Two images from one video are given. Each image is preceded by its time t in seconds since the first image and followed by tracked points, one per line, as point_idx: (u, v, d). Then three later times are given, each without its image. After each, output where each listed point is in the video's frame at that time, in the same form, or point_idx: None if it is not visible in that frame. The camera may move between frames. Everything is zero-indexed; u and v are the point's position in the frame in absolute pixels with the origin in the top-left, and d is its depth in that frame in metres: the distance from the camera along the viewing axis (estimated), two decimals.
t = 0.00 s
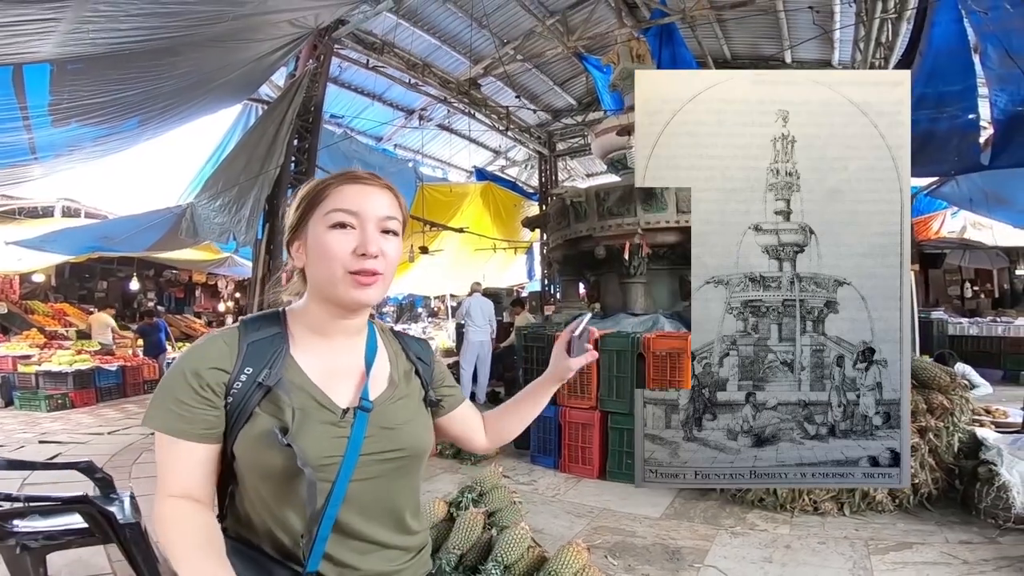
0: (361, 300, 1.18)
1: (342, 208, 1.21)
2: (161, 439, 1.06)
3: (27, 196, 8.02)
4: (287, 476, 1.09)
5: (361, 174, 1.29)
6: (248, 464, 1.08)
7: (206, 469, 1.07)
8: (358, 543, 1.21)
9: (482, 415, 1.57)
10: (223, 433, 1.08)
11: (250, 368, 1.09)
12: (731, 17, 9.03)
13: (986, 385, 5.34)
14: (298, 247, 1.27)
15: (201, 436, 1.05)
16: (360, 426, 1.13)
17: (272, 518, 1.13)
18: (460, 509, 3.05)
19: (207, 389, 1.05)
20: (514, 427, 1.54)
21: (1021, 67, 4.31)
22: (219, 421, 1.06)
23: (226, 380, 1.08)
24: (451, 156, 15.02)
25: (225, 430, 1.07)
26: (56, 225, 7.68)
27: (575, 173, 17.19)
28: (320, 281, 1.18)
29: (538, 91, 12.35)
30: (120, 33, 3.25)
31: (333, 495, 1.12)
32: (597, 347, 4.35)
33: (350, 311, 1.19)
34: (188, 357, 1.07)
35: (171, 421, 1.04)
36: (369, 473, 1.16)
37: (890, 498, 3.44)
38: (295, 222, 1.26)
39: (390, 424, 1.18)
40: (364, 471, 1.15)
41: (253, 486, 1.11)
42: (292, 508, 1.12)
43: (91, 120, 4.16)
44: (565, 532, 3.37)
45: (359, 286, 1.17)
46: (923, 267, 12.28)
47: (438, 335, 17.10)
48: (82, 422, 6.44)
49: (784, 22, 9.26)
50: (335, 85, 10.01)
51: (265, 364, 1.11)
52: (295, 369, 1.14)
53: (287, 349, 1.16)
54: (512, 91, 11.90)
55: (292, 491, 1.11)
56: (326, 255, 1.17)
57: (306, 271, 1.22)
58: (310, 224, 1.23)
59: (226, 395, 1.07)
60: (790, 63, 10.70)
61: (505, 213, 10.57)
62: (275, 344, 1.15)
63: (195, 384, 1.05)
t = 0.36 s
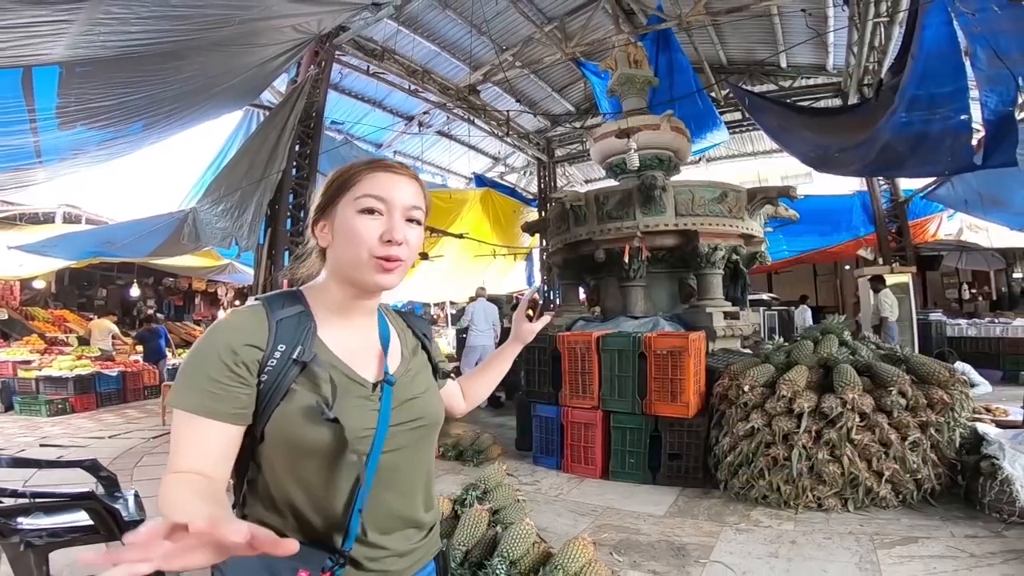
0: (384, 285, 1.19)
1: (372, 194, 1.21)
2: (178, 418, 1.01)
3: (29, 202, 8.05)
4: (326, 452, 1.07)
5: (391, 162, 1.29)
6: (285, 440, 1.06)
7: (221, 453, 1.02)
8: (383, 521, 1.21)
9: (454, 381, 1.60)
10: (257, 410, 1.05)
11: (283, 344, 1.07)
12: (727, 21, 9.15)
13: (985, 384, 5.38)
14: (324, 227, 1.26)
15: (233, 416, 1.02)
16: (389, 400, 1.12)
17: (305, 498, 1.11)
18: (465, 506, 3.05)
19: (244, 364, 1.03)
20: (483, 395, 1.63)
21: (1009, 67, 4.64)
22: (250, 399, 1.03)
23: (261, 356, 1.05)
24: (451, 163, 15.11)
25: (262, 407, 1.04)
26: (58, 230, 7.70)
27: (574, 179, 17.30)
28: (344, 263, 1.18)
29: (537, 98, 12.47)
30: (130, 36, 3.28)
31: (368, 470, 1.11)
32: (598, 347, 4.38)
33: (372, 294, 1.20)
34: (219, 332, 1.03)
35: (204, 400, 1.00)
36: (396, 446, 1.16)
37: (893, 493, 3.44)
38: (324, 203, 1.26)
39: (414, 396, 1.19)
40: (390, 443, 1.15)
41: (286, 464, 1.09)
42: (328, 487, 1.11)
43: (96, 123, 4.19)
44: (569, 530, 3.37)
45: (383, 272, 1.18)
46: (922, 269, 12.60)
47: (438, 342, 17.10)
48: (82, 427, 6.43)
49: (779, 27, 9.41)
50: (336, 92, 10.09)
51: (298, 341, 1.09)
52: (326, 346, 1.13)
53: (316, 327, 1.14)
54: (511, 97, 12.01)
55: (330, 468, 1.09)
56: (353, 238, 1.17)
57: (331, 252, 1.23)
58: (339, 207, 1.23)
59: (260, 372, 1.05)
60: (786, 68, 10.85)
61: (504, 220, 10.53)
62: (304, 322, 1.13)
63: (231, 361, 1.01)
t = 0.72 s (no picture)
0: (402, 261, 1.21)
1: (390, 173, 1.23)
2: (211, 390, 1.00)
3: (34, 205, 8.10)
4: (359, 420, 1.08)
5: (405, 144, 1.31)
6: (319, 411, 1.06)
7: (255, 422, 1.00)
8: (405, 496, 1.22)
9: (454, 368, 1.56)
10: (291, 382, 1.06)
11: (315, 317, 1.09)
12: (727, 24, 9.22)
13: (989, 381, 5.39)
14: (342, 207, 1.28)
15: (270, 386, 1.01)
16: (411, 372, 1.16)
17: (336, 471, 1.11)
18: (472, 501, 3.06)
19: (278, 334, 1.04)
20: (486, 375, 1.61)
21: (1004, 66, 4.69)
22: (285, 370, 1.03)
23: (294, 327, 1.07)
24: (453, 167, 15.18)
25: (295, 378, 1.05)
26: (62, 233, 7.74)
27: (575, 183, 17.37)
28: (364, 240, 1.20)
29: (538, 102, 12.56)
30: (141, 38, 3.32)
31: (395, 439, 1.13)
32: (602, 345, 4.40)
33: (390, 270, 1.22)
34: (253, 304, 1.04)
35: (242, 370, 0.99)
36: (417, 418, 1.19)
37: (899, 488, 3.44)
38: (341, 183, 1.28)
39: (433, 368, 1.23)
40: (412, 416, 1.18)
41: (318, 438, 1.09)
42: (359, 458, 1.11)
43: (105, 124, 4.23)
44: (575, 525, 3.38)
45: (402, 248, 1.20)
46: (924, 268, 12.53)
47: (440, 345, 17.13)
48: (87, 428, 6.46)
49: (778, 30, 9.48)
50: (339, 96, 10.16)
51: (328, 314, 1.11)
52: (352, 319, 1.16)
53: (343, 302, 1.16)
54: (512, 101, 12.08)
55: (362, 438, 1.10)
56: (372, 216, 1.20)
57: (350, 230, 1.25)
58: (357, 186, 1.24)
59: (294, 343, 1.06)
60: (785, 70, 10.91)
61: (506, 223, 10.68)
62: (331, 296, 1.15)
63: (266, 331, 1.02)
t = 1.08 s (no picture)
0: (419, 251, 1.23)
1: (408, 164, 1.24)
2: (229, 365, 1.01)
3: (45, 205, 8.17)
4: (371, 398, 1.09)
5: (422, 133, 1.31)
6: (333, 388, 1.07)
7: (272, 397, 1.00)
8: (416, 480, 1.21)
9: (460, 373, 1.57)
10: (306, 358, 1.07)
11: (330, 296, 1.12)
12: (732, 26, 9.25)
13: (996, 384, 5.36)
14: (360, 196, 1.29)
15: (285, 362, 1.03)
16: (425, 352, 1.17)
17: (347, 450, 1.11)
18: (478, 497, 3.06)
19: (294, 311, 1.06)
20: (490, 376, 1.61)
21: (1009, 67, 4.68)
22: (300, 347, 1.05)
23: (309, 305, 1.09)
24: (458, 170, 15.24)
25: (310, 355, 1.07)
26: (71, 233, 7.80)
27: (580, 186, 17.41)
28: (383, 229, 1.21)
29: (544, 104, 12.61)
30: (154, 37, 3.36)
31: (407, 418, 1.13)
32: (608, 344, 4.41)
33: (407, 257, 1.25)
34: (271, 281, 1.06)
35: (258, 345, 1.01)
36: (429, 401, 1.20)
37: (907, 487, 3.42)
38: (359, 173, 1.28)
39: (446, 352, 1.24)
40: (424, 398, 1.19)
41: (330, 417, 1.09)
42: (370, 438, 1.11)
43: (117, 124, 4.28)
44: (580, 523, 3.37)
45: (420, 238, 1.22)
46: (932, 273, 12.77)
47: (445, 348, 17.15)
48: (94, 426, 6.50)
49: (783, 32, 9.49)
50: (346, 97, 10.23)
51: (343, 293, 1.13)
52: (366, 300, 1.17)
53: (358, 283, 1.18)
54: (517, 103, 12.11)
55: (374, 417, 1.10)
56: (391, 206, 1.21)
57: (369, 219, 1.26)
58: (376, 176, 1.25)
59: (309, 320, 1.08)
60: (790, 73, 10.92)
61: (512, 227, 10.68)
62: (347, 278, 1.17)
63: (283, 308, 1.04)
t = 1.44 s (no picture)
0: (427, 248, 1.23)
1: (415, 161, 1.24)
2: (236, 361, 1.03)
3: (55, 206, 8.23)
4: (372, 397, 1.09)
5: (429, 130, 1.31)
6: (335, 386, 1.08)
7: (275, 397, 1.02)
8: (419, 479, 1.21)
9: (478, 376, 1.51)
10: (310, 356, 1.08)
11: (336, 293, 1.11)
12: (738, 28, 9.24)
13: (1006, 386, 5.31)
14: (369, 193, 1.29)
15: (288, 360, 1.03)
16: (431, 352, 1.17)
17: (349, 449, 1.11)
18: (484, 497, 3.06)
19: (299, 309, 1.06)
20: (504, 397, 1.52)
21: (1019, 69, 4.58)
22: (304, 344, 1.05)
23: (315, 302, 1.09)
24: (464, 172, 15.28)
25: (314, 352, 1.07)
26: (80, 234, 7.86)
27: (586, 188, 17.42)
28: (391, 227, 1.22)
29: (550, 106, 12.64)
30: (164, 38, 3.39)
31: (409, 419, 1.13)
32: (615, 345, 4.38)
33: (415, 255, 1.25)
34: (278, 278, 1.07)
35: (262, 341, 1.02)
36: (434, 401, 1.19)
37: (916, 489, 3.40)
38: (368, 170, 1.28)
39: (452, 351, 1.23)
40: (430, 398, 1.18)
41: (332, 414, 1.09)
42: (371, 437, 1.11)
43: (128, 124, 4.32)
44: (586, 524, 3.37)
45: (427, 234, 1.23)
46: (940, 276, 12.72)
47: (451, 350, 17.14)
48: (103, 426, 6.55)
49: (790, 33, 9.47)
50: (353, 99, 10.31)
51: (349, 291, 1.13)
52: (373, 298, 1.17)
53: (364, 281, 1.18)
54: (523, 105, 12.14)
55: (376, 416, 1.10)
56: (398, 203, 1.21)
57: (378, 216, 1.26)
58: (385, 174, 1.25)
59: (314, 317, 1.08)
60: (797, 74, 10.89)
61: (517, 228, 10.79)
62: (354, 275, 1.17)
63: (287, 305, 1.05)
